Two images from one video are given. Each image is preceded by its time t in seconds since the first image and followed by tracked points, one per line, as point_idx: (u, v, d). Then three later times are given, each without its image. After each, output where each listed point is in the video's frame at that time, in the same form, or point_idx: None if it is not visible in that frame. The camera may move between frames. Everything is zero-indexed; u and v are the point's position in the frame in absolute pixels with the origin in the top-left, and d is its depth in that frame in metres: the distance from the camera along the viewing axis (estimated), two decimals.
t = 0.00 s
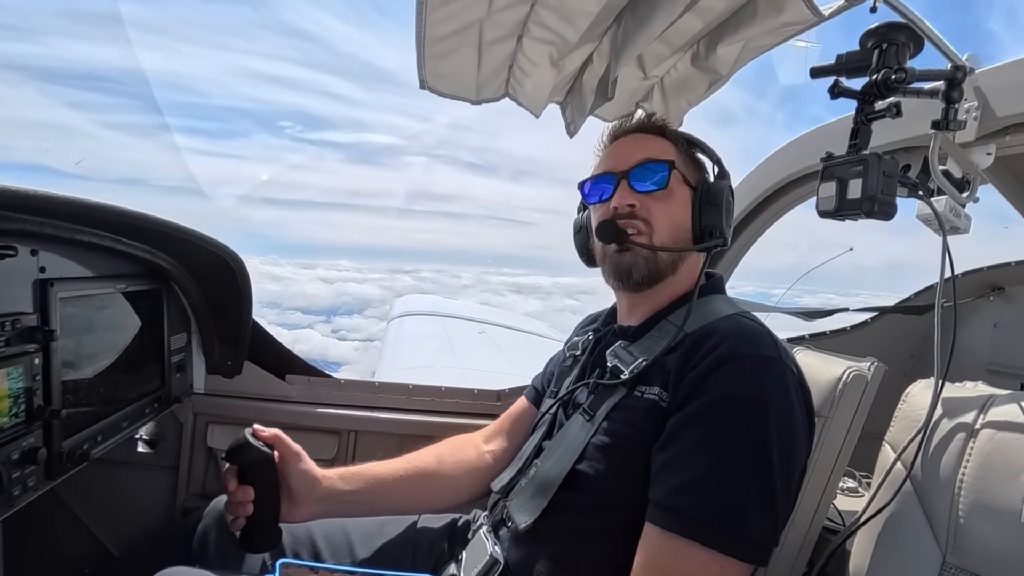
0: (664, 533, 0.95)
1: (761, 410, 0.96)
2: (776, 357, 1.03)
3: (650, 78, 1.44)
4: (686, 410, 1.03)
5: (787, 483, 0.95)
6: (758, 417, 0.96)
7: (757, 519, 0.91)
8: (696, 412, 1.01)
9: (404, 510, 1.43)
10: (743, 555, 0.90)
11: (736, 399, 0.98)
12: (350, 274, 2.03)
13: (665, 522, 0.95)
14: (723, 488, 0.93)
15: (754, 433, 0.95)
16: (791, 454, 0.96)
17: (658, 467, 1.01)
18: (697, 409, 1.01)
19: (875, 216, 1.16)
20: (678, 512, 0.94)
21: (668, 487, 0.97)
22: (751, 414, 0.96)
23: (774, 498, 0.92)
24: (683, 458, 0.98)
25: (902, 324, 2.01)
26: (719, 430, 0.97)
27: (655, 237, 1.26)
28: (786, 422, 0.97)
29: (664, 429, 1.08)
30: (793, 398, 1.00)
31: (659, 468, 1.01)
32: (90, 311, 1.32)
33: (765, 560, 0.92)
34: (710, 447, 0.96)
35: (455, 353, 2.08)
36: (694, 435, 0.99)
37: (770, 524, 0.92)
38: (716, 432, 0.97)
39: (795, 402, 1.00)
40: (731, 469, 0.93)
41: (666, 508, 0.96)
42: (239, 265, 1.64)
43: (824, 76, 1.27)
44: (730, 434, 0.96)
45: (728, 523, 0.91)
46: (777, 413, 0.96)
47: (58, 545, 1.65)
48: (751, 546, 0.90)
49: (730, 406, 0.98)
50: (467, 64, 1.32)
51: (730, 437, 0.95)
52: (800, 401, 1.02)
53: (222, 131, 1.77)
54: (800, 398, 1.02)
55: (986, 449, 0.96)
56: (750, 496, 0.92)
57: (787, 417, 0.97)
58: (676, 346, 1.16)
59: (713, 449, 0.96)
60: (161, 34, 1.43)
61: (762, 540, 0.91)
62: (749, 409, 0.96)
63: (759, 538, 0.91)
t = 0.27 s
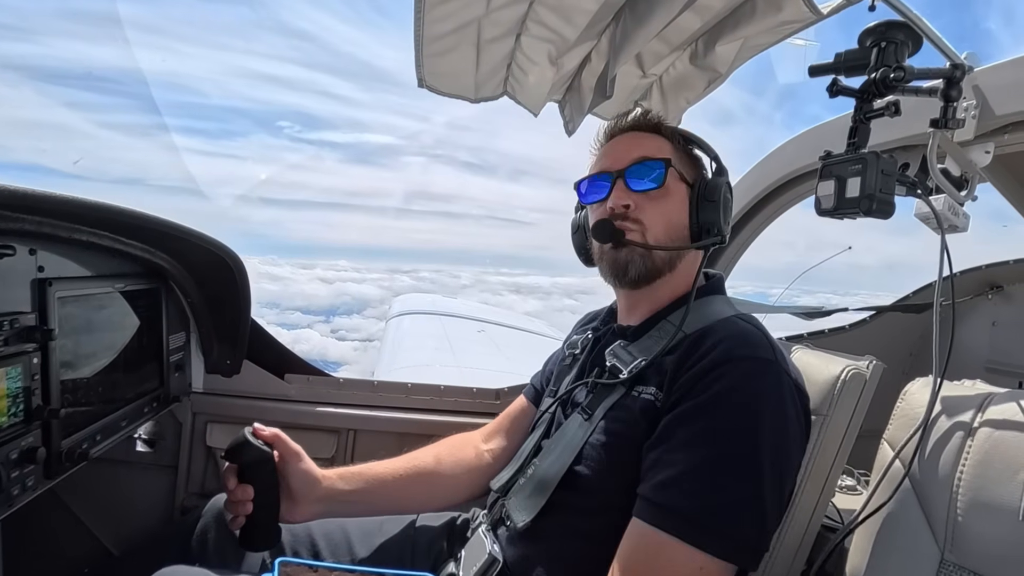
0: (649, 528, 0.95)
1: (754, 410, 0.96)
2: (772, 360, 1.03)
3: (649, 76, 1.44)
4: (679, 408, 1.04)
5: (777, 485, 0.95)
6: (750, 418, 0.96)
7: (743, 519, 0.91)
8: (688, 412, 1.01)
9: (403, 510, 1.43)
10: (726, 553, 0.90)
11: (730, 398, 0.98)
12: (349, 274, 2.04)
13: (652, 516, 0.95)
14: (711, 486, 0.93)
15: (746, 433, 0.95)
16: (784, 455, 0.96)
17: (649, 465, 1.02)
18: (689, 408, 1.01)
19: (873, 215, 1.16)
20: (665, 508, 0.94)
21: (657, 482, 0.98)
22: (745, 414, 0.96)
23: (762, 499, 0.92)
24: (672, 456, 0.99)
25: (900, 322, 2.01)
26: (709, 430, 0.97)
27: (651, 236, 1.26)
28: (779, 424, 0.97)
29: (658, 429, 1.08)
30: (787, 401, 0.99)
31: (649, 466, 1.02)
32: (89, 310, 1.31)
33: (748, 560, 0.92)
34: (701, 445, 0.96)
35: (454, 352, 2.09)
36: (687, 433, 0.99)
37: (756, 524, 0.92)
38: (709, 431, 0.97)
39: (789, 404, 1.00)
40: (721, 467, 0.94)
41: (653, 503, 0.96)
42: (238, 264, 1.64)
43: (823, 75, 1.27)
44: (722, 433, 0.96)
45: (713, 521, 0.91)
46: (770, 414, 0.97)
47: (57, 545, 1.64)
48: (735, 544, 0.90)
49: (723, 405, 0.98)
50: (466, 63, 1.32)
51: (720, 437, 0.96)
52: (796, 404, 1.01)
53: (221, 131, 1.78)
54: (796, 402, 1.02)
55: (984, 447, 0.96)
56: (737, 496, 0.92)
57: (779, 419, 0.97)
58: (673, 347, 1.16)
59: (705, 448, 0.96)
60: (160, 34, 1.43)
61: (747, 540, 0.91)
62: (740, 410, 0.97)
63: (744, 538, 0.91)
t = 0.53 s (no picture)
0: (649, 528, 0.95)
1: (754, 411, 0.96)
2: (771, 360, 1.03)
3: (648, 74, 1.43)
4: (678, 409, 1.04)
5: (777, 485, 0.95)
6: (750, 418, 0.96)
7: (744, 520, 0.91)
8: (688, 413, 1.01)
9: (400, 510, 1.43)
10: (728, 555, 0.90)
11: (729, 399, 0.98)
12: (348, 274, 2.04)
13: (652, 517, 0.96)
14: (711, 487, 0.93)
15: (746, 434, 0.95)
16: (784, 456, 0.96)
17: (649, 466, 1.02)
18: (688, 409, 1.02)
19: (872, 213, 1.16)
20: (666, 509, 0.94)
21: (657, 483, 0.98)
22: (744, 415, 0.96)
23: (763, 500, 0.92)
24: (672, 458, 0.99)
25: (899, 321, 2.02)
26: (709, 431, 0.97)
27: (630, 247, 1.26)
28: (779, 425, 0.97)
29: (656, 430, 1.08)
30: (786, 401, 0.99)
31: (649, 468, 1.02)
32: (88, 310, 1.31)
33: (750, 561, 0.92)
34: (701, 446, 0.97)
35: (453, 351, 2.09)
36: (686, 434, 0.99)
37: (757, 525, 0.92)
38: (708, 432, 0.97)
39: (789, 404, 1.00)
40: (721, 468, 0.94)
41: (653, 504, 0.96)
42: (237, 263, 1.63)
43: (822, 73, 1.27)
44: (721, 434, 0.96)
45: (714, 522, 0.91)
46: (769, 414, 0.97)
47: (54, 545, 1.63)
48: (736, 545, 0.91)
49: (722, 406, 0.98)
50: (465, 61, 1.32)
51: (720, 438, 0.96)
52: (795, 404, 1.01)
53: (220, 131, 1.78)
54: (795, 402, 1.02)
55: (982, 446, 0.97)
56: (737, 497, 0.92)
57: (779, 419, 0.97)
58: (672, 348, 1.16)
59: (705, 449, 0.96)
60: (156, 33, 1.43)
61: (748, 540, 0.91)
62: (740, 411, 0.97)
63: (746, 539, 0.91)
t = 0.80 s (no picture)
0: (649, 526, 0.96)
1: (753, 409, 0.97)
2: (770, 358, 1.03)
3: (647, 71, 1.43)
4: (676, 407, 1.04)
5: (776, 483, 0.95)
6: (749, 416, 0.96)
7: (743, 517, 0.91)
8: (686, 410, 1.01)
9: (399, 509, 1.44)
10: (728, 552, 0.91)
11: (728, 397, 0.98)
12: (348, 274, 2.04)
13: (651, 515, 0.96)
14: (711, 485, 0.93)
15: (745, 431, 0.95)
16: (782, 453, 0.96)
17: (648, 464, 1.02)
18: (687, 407, 1.02)
19: (872, 210, 1.16)
20: (665, 507, 0.95)
21: (656, 481, 0.98)
22: (743, 413, 0.97)
23: (762, 498, 0.93)
24: (671, 455, 0.99)
25: (898, 318, 2.02)
26: (708, 428, 0.97)
27: (603, 250, 1.25)
28: (777, 422, 0.97)
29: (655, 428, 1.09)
30: (785, 398, 1.00)
31: (648, 465, 1.02)
32: (88, 309, 1.31)
33: (749, 558, 0.92)
34: (700, 444, 0.97)
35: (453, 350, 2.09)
36: (685, 432, 0.99)
37: (756, 523, 0.92)
38: (707, 430, 0.97)
39: (787, 402, 1.00)
40: (720, 466, 0.94)
41: (653, 502, 0.96)
42: (237, 262, 1.63)
43: (822, 70, 1.27)
44: (720, 431, 0.96)
45: (712, 519, 0.91)
46: (768, 412, 0.97)
47: (56, 542, 1.64)
48: (736, 543, 0.91)
49: (721, 403, 0.98)
50: (464, 59, 1.32)
51: (719, 436, 0.96)
52: (793, 401, 1.02)
53: (218, 131, 1.79)
54: (794, 399, 1.02)
55: (982, 443, 0.97)
56: (736, 494, 0.92)
57: (778, 417, 0.97)
58: (671, 345, 1.16)
59: (704, 447, 0.96)
60: (154, 33, 1.42)
61: (747, 537, 0.92)
62: (738, 409, 0.97)
63: (745, 536, 0.92)
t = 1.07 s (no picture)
0: (649, 524, 0.96)
1: (753, 407, 0.97)
2: (770, 356, 1.03)
3: (647, 69, 1.43)
4: (677, 405, 1.04)
5: (776, 480, 0.95)
6: (749, 414, 0.96)
7: (744, 515, 0.92)
8: (687, 409, 1.01)
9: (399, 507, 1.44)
10: (730, 551, 0.91)
11: (729, 395, 0.98)
12: (347, 274, 2.05)
13: (652, 514, 0.96)
14: (712, 483, 0.93)
15: (746, 430, 0.95)
16: (783, 451, 0.96)
17: (649, 463, 1.02)
18: (688, 405, 1.01)
19: (873, 207, 1.15)
20: (667, 506, 0.95)
21: (657, 480, 0.98)
22: (744, 411, 0.97)
23: (764, 495, 0.93)
24: (672, 454, 0.99)
25: (899, 314, 2.02)
26: (709, 427, 0.97)
27: (612, 231, 1.28)
28: (778, 420, 0.97)
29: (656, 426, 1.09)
30: (786, 396, 1.00)
31: (649, 463, 1.02)
32: (88, 309, 1.31)
33: (751, 556, 0.92)
34: (701, 443, 0.97)
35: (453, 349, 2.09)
36: (686, 431, 0.99)
37: (758, 521, 0.92)
38: (708, 428, 0.97)
39: (787, 399, 1.00)
40: (721, 464, 0.94)
41: (654, 501, 0.96)
42: (237, 262, 1.63)
43: (822, 67, 1.26)
44: (722, 430, 0.96)
45: (714, 518, 0.92)
46: (769, 410, 0.97)
47: (58, 541, 1.64)
48: (737, 541, 0.91)
49: (722, 402, 0.98)
50: (463, 57, 1.31)
51: (720, 434, 0.96)
52: (794, 398, 1.02)
53: (217, 131, 1.77)
54: (795, 397, 1.02)
55: (982, 439, 0.97)
56: (737, 492, 0.92)
57: (779, 415, 0.97)
58: (672, 343, 1.16)
59: (705, 445, 0.96)
60: (153, 32, 1.41)
61: (748, 535, 0.92)
62: (739, 407, 0.97)
63: (747, 535, 0.92)
